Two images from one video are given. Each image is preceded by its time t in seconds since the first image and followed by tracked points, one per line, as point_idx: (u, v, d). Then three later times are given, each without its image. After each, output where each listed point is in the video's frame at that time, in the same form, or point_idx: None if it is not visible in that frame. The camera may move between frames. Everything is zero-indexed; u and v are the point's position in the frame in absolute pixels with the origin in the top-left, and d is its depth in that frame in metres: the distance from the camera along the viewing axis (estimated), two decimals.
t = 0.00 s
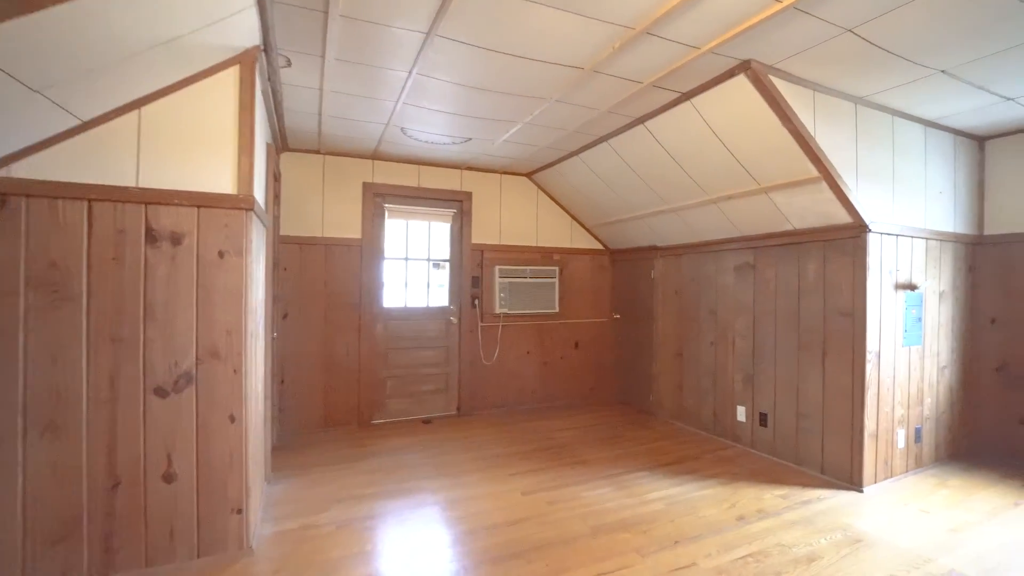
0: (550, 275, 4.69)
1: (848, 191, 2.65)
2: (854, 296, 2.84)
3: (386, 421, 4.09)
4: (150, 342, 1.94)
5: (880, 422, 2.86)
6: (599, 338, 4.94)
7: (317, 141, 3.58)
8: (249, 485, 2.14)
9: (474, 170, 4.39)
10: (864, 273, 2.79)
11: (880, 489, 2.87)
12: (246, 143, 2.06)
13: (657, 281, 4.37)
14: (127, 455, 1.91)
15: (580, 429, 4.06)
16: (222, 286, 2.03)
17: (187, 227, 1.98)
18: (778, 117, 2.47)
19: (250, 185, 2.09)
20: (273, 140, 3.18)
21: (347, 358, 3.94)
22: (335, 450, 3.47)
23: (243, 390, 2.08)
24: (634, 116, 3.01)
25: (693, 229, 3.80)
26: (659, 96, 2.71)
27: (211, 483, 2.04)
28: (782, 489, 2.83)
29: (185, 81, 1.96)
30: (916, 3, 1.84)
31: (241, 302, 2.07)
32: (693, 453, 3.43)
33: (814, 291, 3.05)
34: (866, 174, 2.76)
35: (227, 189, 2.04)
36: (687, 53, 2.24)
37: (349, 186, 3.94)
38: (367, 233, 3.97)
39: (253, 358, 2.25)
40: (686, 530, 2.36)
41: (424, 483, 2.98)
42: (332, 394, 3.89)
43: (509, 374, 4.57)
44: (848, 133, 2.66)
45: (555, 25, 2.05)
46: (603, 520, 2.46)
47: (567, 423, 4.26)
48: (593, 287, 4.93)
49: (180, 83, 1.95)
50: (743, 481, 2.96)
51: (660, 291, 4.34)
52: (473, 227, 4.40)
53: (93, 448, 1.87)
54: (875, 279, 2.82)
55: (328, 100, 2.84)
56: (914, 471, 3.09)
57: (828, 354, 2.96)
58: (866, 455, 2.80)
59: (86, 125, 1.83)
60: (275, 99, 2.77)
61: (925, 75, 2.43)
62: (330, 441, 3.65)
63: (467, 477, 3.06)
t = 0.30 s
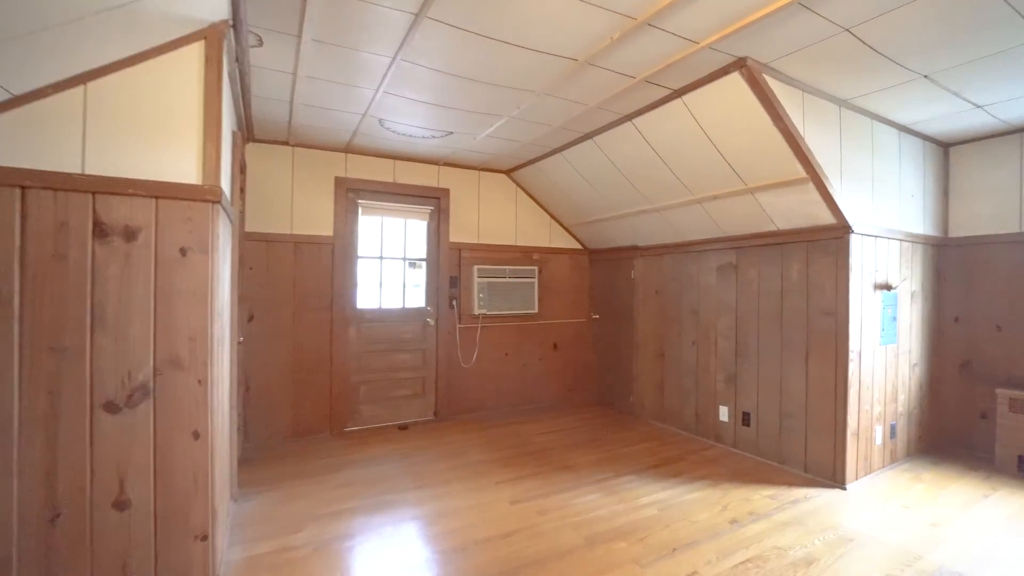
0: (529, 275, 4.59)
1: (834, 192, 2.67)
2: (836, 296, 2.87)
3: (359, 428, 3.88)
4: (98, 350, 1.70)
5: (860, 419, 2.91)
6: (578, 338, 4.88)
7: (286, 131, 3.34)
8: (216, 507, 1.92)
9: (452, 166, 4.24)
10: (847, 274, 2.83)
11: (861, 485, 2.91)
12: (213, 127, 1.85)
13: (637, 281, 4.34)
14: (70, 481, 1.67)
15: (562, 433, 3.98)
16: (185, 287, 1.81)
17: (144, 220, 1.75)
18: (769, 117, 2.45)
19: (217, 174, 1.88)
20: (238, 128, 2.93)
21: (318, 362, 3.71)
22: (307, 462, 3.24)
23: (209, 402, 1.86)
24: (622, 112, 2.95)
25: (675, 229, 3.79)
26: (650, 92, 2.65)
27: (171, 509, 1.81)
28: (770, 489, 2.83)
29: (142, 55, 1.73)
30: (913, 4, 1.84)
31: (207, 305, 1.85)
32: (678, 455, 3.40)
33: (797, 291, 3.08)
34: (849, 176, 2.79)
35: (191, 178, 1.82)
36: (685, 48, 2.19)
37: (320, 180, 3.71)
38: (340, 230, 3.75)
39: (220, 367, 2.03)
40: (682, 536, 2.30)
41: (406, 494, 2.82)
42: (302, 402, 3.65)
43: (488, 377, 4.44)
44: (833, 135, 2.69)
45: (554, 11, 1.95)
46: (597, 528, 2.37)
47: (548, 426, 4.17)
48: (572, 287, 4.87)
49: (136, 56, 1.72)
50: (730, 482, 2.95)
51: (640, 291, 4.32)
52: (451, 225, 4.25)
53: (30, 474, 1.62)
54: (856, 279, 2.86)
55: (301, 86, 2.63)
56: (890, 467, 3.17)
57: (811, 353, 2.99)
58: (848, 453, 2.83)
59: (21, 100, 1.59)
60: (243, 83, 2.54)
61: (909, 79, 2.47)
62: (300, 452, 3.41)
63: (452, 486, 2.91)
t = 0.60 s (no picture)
0: (512, 274, 4.49)
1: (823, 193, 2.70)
2: (824, 296, 2.90)
3: (337, 435, 3.69)
4: (48, 358, 1.49)
5: (845, 417, 2.96)
6: (560, 339, 4.82)
7: (259, 120, 3.13)
8: (188, 530, 1.73)
9: (433, 161, 4.09)
10: (833, 273, 2.86)
11: (846, 482, 2.96)
12: (184, 109, 1.67)
13: (621, 281, 4.32)
14: (13, 510, 1.45)
15: (548, 435, 3.90)
16: (150, 286, 1.62)
17: (103, 210, 1.55)
18: (765, 115, 2.44)
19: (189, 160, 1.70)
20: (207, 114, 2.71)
21: (292, 366, 3.50)
22: (282, 472, 3.05)
23: (178, 414, 1.66)
24: (614, 108, 2.90)
25: (661, 228, 3.77)
26: (645, 87, 2.60)
27: (135, 538, 1.59)
28: (760, 489, 2.83)
29: (101, 25, 1.54)
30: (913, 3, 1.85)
31: (176, 306, 1.66)
32: (666, 456, 3.38)
33: (784, 291, 3.10)
34: (836, 176, 2.83)
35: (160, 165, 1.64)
36: (686, 41, 2.14)
37: (295, 173, 3.51)
38: (316, 227, 3.56)
39: (191, 373, 1.84)
40: (681, 540, 2.26)
41: (391, 503, 2.68)
42: (275, 408, 3.44)
43: (470, 379, 4.32)
44: (823, 136, 2.71)
45: None
46: (595, 535, 2.30)
47: (533, 428, 4.08)
48: (555, 286, 4.81)
49: (94, 25, 1.53)
50: (721, 482, 2.95)
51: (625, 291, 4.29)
52: (433, 222, 4.10)
53: None
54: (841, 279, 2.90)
55: (278, 70, 2.44)
56: (871, 463, 3.24)
57: (799, 352, 3.02)
58: (835, 451, 2.87)
59: None
60: (213, 64, 2.34)
61: (898, 82, 2.51)
62: (274, 461, 3.21)
63: (439, 494, 2.78)
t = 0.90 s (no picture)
0: (493, 272, 4.38)
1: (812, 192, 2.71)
2: (810, 294, 2.93)
3: (311, 443, 3.47)
4: None
5: (830, 414, 3.00)
6: (541, 338, 4.74)
7: (227, 105, 2.88)
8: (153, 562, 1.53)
9: (413, 155, 3.92)
10: (819, 272, 2.90)
11: (831, 478, 3.00)
12: (147, 82, 1.46)
13: (604, 279, 4.27)
14: None
15: (533, 438, 3.80)
16: (109, 285, 1.41)
17: (50, 196, 1.33)
18: (761, 113, 2.42)
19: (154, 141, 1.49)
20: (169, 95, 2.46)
21: (262, 370, 3.26)
22: (253, 486, 2.82)
23: (143, 431, 1.46)
24: (607, 103, 2.82)
25: (646, 227, 3.75)
26: (641, 81, 2.54)
27: None
28: (751, 488, 2.83)
29: None
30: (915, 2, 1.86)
31: (140, 308, 1.45)
32: (654, 456, 3.35)
33: (771, 289, 3.12)
34: (823, 176, 2.85)
35: (120, 145, 1.42)
36: (690, 33, 2.09)
37: (265, 164, 3.27)
38: (288, 222, 3.33)
39: (157, 383, 1.64)
40: (683, 545, 2.21)
41: (376, 517, 2.51)
42: (244, 417, 3.20)
43: (450, 381, 4.17)
44: (812, 136, 2.73)
45: None
46: (595, 544, 2.22)
47: (516, 431, 3.98)
48: (536, 285, 4.72)
49: None
50: (711, 482, 2.93)
51: (608, 290, 4.25)
52: (412, 218, 3.93)
53: None
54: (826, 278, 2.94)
55: (253, 49, 2.23)
56: (850, 458, 3.31)
57: (785, 350, 3.04)
58: (821, 448, 2.90)
59: None
60: (177, 38, 2.10)
61: (886, 84, 2.55)
62: (244, 474, 2.98)
63: (427, 505, 2.64)
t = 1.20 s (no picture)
0: (475, 272, 4.25)
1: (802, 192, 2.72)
2: (798, 294, 2.94)
3: (284, 452, 3.27)
4: None
5: (815, 412, 3.02)
6: (522, 339, 4.64)
7: (193, 89, 2.66)
8: None
9: (392, 148, 3.76)
10: (806, 272, 2.91)
11: (817, 476, 3.03)
12: (104, 52, 1.27)
13: (588, 279, 4.22)
14: None
15: (518, 442, 3.71)
16: (60, 285, 1.22)
17: None
18: (757, 111, 2.39)
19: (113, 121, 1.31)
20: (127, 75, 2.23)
21: (231, 376, 3.04)
22: (223, 502, 2.62)
23: (100, 451, 1.28)
24: (599, 97, 2.75)
25: (632, 226, 3.71)
26: (636, 76, 2.48)
27: None
28: (742, 488, 2.82)
29: None
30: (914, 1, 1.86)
31: (98, 311, 1.27)
32: (643, 458, 3.31)
33: (758, 289, 3.12)
34: (811, 176, 2.87)
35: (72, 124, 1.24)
36: (692, 26, 2.03)
37: (234, 155, 3.05)
38: (259, 217, 3.11)
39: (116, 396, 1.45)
40: (683, 551, 2.15)
41: (360, 531, 2.35)
42: (210, 427, 2.97)
43: (431, 384, 4.03)
44: (802, 135, 2.73)
45: None
46: (593, 553, 2.13)
47: (500, 434, 3.87)
48: (517, 285, 4.62)
49: None
50: (702, 483, 2.90)
51: (592, 290, 4.20)
52: (392, 215, 3.76)
53: None
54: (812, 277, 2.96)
55: (223, 26, 2.04)
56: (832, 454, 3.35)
57: (772, 350, 3.05)
58: (808, 446, 2.92)
59: None
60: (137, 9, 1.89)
61: (874, 85, 2.57)
62: (211, 489, 2.76)
63: (414, 516, 2.50)
